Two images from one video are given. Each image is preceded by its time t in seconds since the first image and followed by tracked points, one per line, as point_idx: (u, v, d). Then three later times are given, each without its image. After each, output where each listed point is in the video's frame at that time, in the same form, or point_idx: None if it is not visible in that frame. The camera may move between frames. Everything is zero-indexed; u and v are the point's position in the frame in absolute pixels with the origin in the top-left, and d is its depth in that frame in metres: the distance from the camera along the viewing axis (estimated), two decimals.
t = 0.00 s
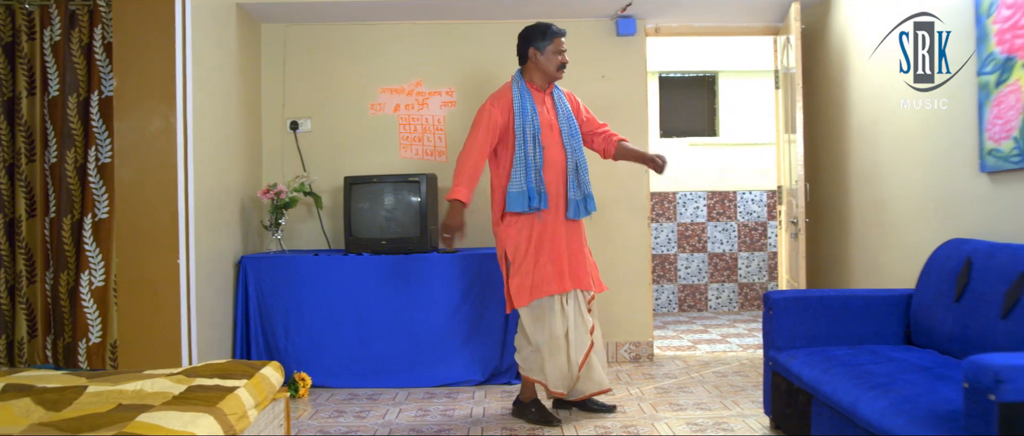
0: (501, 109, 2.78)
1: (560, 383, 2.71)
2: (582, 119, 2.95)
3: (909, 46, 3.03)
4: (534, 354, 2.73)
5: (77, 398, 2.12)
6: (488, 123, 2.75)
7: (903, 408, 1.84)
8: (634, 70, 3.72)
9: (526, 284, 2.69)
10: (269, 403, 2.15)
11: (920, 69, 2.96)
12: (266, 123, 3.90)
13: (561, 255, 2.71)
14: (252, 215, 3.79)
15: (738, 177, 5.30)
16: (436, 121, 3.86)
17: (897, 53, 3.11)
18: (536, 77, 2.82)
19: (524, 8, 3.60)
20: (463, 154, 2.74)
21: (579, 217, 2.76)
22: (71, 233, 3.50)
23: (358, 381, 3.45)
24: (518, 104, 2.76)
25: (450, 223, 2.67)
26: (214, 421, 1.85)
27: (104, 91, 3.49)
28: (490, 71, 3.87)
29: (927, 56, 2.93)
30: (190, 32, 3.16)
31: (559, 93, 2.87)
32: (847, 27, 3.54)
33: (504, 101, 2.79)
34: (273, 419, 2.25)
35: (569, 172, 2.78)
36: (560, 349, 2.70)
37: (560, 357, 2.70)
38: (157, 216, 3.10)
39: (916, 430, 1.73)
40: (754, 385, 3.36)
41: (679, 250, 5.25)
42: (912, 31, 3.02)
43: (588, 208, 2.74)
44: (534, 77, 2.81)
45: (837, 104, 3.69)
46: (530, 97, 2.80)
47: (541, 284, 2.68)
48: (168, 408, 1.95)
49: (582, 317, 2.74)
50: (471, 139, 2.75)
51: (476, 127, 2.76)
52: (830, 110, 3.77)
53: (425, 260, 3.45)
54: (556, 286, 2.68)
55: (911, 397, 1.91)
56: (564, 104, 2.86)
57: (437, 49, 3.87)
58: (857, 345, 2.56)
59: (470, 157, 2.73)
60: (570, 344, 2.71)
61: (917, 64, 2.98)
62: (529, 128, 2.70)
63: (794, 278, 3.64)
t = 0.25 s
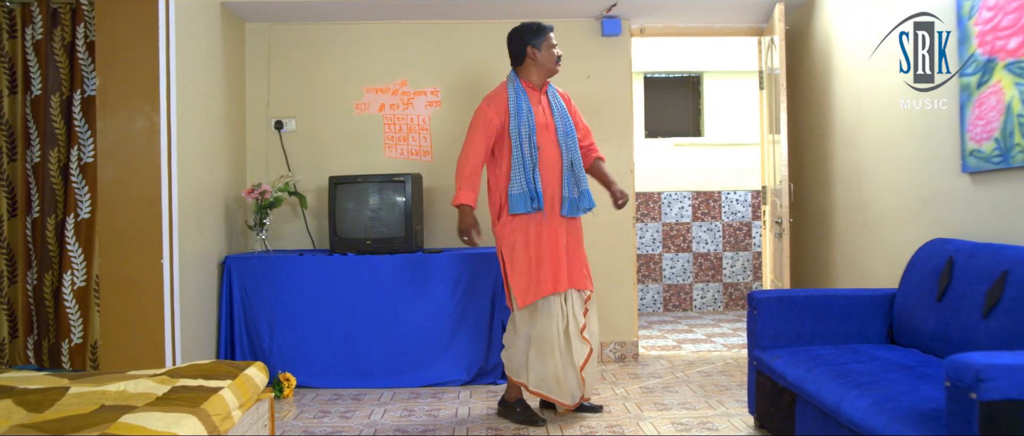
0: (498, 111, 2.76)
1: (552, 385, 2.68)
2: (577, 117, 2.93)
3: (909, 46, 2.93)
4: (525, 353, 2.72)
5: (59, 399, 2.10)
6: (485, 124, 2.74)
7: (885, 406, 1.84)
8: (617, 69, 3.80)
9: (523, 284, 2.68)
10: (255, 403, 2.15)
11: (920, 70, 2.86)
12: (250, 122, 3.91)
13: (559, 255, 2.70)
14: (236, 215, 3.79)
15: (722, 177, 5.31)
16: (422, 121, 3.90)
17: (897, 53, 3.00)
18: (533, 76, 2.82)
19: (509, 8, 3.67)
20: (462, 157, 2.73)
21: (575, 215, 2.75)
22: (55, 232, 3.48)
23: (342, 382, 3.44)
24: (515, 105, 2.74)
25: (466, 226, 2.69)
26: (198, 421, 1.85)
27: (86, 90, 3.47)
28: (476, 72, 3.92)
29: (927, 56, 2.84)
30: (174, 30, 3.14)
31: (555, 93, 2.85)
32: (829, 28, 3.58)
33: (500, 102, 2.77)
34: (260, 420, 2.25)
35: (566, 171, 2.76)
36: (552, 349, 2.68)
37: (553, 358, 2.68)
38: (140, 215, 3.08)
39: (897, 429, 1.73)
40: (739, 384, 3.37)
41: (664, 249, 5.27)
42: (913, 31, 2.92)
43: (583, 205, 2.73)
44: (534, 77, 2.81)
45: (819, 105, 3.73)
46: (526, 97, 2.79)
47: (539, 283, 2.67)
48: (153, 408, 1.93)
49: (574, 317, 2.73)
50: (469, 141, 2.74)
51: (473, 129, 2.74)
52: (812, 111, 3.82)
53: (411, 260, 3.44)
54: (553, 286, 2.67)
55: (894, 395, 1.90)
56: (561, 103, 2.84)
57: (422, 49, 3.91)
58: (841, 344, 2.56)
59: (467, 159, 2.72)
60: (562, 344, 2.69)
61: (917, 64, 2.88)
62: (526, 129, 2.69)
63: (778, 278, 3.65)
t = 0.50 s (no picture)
0: (501, 112, 2.68)
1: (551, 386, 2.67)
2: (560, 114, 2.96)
3: (909, 47, 2.86)
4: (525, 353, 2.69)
5: (46, 400, 2.09)
6: (494, 125, 2.64)
7: (874, 405, 1.84)
8: (607, 70, 3.86)
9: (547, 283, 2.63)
10: (244, 404, 2.13)
11: (920, 70, 2.79)
12: (240, 123, 3.91)
13: (571, 250, 2.70)
14: (226, 216, 3.78)
15: (712, 177, 5.32)
16: (411, 121, 3.92)
17: (897, 54, 2.93)
18: (521, 77, 2.79)
19: (499, 8, 3.71)
20: (477, 161, 2.60)
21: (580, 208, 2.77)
22: (44, 232, 3.46)
23: (333, 382, 3.43)
24: (516, 104, 2.68)
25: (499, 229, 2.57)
26: (187, 422, 1.84)
27: (75, 90, 3.45)
28: (465, 72, 3.93)
29: (927, 56, 2.76)
30: (163, 29, 3.13)
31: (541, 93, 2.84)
32: (818, 28, 3.59)
33: (500, 102, 2.70)
34: (247, 421, 2.23)
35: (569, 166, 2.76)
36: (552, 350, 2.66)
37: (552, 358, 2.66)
38: (130, 216, 3.07)
39: (885, 428, 1.73)
40: (728, 384, 3.38)
41: (654, 249, 5.28)
42: (913, 31, 2.85)
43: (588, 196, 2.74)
44: (522, 77, 2.78)
45: (807, 105, 3.76)
46: (522, 97, 2.75)
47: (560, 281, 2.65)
48: (139, 409, 1.92)
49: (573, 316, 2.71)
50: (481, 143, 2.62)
51: (483, 131, 2.63)
52: (801, 111, 3.84)
53: (401, 261, 3.44)
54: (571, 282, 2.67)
55: (882, 394, 1.91)
56: (547, 102, 2.84)
57: (412, 49, 3.93)
58: (829, 344, 2.57)
59: (485, 160, 2.59)
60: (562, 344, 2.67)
61: (917, 64, 2.81)
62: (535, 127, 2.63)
63: (768, 278, 3.67)
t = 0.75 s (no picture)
0: (509, 120, 2.67)
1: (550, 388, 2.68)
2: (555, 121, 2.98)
3: (909, 46, 2.83)
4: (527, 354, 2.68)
5: (42, 401, 2.08)
6: (503, 133, 2.64)
7: (870, 405, 1.85)
8: (602, 71, 3.88)
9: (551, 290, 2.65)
10: (240, 404, 2.14)
11: (920, 70, 2.76)
12: (236, 123, 3.91)
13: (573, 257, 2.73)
14: (221, 215, 3.78)
15: (708, 177, 5.33)
16: (407, 121, 3.92)
17: (897, 53, 2.89)
18: (522, 83, 2.77)
19: (495, 8, 3.72)
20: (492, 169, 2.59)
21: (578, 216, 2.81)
22: (40, 232, 3.46)
23: (328, 382, 3.43)
24: (523, 112, 2.68)
25: (551, 223, 2.50)
26: (182, 422, 1.84)
27: (70, 89, 3.45)
28: (461, 72, 3.94)
29: (927, 56, 2.73)
30: (158, 28, 3.13)
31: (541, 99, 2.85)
32: (814, 29, 3.59)
33: (507, 109, 2.69)
34: (244, 421, 2.23)
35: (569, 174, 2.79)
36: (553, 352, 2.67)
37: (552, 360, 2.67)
38: (125, 216, 3.06)
39: (879, 427, 1.74)
40: (724, 383, 3.39)
41: (650, 249, 5.29)
42: (913, 31, 2.80)
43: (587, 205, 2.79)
44: (523, 84, 2.77)
45: (802, 106, 3.77)
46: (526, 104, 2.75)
47: (563, 287, 2.67)
48: (134, 409, 1.92)
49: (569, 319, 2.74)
50: (492, 150, 2.62)
51: (493, 139, 2.62)
52: (796, 112, 3.85)
53: (397, 261, 3.44)
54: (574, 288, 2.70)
55: (878, 394, 1.91)
56: (546, 108, 2.85)
57: (408, 49, 3.93)
58: (824, 343, 2.57)
59: (496, 167, 2.59)
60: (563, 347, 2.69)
61: (917, 64, 2.78)
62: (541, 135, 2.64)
63: (763, 278, 3.68)
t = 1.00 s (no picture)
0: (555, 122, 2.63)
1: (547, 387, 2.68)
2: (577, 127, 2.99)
3: (910, 46, 2.81)
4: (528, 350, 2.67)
5: (41, 401, 2.08)
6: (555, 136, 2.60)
7: (868, 405, 1.85)
8: (600, 69, 3.87)
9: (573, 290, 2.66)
10: (239, 404, 2.14)
11: (920, 70, 2.75)
12: (235, 122, 3.91)
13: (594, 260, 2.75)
14: (220, 215, 3.78)
15: (707, 177, 5.33)
16: (406, 121, 3.93)
17: (898, 54, 2.88)
18: (558, 89, 2.75)
19: (494, 8, 3.72)
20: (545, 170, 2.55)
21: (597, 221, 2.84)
22: (39, 232, 3.46)
23: (327, 382, 3.43)
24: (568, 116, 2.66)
25: (603, 238, 2.58)
26: (181, 422, 1.84)
27: (68, 89, 3.45)
28: (460, 72, 3.94)
29: (927, 56, 2.72)
30: (156, 28, 3.12)
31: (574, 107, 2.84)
32: (813, 29, 3.59)
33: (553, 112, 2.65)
34: (242, 421, 2.23)
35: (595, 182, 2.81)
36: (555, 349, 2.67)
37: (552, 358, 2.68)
38: (124, 216, 3.05)
39: (878, 427, 1.74)
40: (723, 383, 3.39)
41: (648, 249, 5.29)
42: (913, 31, 2.79)
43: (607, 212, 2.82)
44: (556, 90, 2.74)
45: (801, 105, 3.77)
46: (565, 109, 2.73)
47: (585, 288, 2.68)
48: (133, 409, 1.92)
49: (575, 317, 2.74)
50: (548, 154, 2.58)
51: (544, 140, 2.58)
52: (795, 111, 3.85)
53: (395, 261, 3.44)
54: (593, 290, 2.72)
55: (877, 394, 1.91)
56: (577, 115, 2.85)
57: (407, 49, 3.93)
58: (823, 343, 2.57)
59: (555, 168, 2.56)
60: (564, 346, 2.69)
61: (917, 64, 2.77)
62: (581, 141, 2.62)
63: (761, 277, 3.68)
